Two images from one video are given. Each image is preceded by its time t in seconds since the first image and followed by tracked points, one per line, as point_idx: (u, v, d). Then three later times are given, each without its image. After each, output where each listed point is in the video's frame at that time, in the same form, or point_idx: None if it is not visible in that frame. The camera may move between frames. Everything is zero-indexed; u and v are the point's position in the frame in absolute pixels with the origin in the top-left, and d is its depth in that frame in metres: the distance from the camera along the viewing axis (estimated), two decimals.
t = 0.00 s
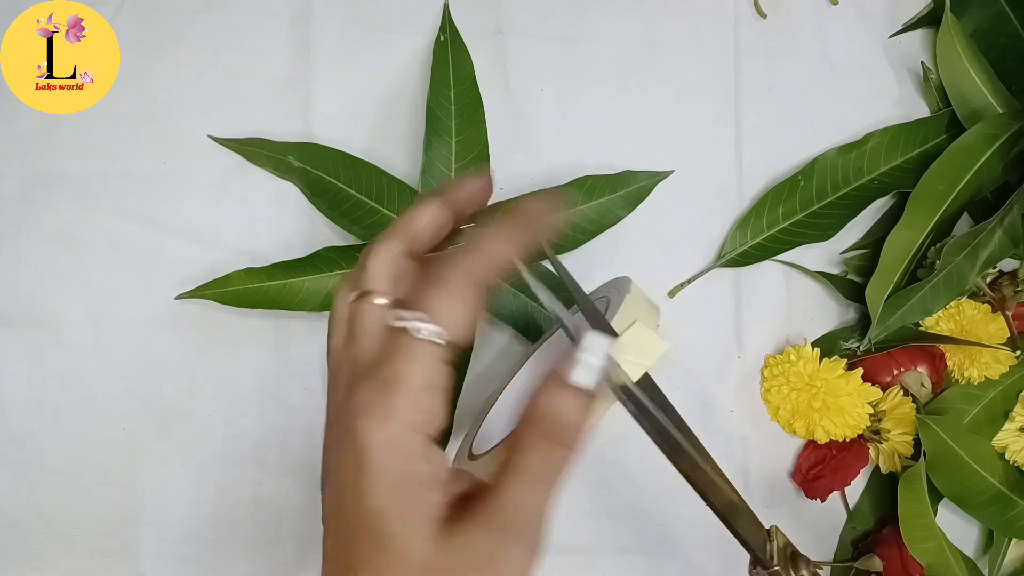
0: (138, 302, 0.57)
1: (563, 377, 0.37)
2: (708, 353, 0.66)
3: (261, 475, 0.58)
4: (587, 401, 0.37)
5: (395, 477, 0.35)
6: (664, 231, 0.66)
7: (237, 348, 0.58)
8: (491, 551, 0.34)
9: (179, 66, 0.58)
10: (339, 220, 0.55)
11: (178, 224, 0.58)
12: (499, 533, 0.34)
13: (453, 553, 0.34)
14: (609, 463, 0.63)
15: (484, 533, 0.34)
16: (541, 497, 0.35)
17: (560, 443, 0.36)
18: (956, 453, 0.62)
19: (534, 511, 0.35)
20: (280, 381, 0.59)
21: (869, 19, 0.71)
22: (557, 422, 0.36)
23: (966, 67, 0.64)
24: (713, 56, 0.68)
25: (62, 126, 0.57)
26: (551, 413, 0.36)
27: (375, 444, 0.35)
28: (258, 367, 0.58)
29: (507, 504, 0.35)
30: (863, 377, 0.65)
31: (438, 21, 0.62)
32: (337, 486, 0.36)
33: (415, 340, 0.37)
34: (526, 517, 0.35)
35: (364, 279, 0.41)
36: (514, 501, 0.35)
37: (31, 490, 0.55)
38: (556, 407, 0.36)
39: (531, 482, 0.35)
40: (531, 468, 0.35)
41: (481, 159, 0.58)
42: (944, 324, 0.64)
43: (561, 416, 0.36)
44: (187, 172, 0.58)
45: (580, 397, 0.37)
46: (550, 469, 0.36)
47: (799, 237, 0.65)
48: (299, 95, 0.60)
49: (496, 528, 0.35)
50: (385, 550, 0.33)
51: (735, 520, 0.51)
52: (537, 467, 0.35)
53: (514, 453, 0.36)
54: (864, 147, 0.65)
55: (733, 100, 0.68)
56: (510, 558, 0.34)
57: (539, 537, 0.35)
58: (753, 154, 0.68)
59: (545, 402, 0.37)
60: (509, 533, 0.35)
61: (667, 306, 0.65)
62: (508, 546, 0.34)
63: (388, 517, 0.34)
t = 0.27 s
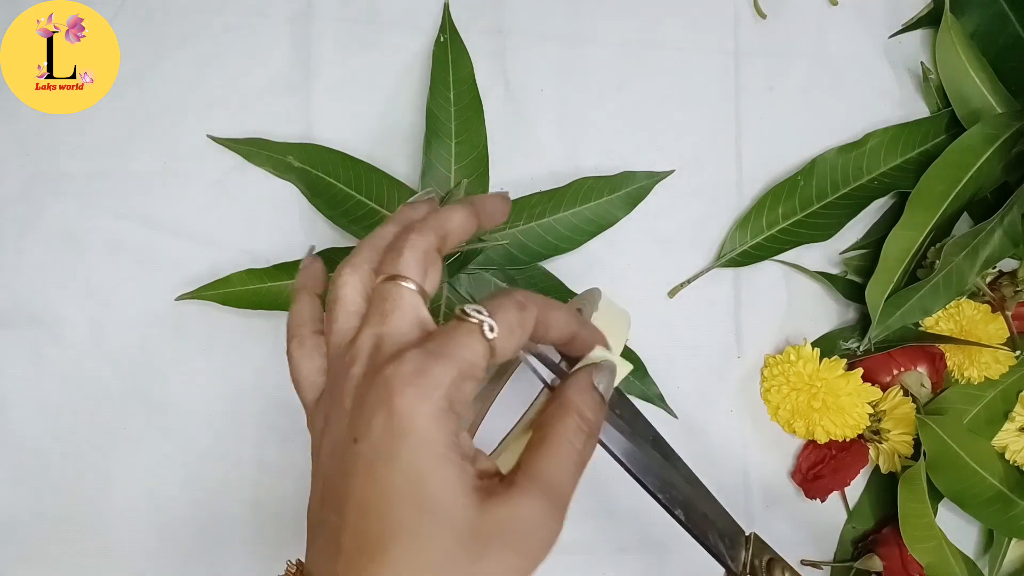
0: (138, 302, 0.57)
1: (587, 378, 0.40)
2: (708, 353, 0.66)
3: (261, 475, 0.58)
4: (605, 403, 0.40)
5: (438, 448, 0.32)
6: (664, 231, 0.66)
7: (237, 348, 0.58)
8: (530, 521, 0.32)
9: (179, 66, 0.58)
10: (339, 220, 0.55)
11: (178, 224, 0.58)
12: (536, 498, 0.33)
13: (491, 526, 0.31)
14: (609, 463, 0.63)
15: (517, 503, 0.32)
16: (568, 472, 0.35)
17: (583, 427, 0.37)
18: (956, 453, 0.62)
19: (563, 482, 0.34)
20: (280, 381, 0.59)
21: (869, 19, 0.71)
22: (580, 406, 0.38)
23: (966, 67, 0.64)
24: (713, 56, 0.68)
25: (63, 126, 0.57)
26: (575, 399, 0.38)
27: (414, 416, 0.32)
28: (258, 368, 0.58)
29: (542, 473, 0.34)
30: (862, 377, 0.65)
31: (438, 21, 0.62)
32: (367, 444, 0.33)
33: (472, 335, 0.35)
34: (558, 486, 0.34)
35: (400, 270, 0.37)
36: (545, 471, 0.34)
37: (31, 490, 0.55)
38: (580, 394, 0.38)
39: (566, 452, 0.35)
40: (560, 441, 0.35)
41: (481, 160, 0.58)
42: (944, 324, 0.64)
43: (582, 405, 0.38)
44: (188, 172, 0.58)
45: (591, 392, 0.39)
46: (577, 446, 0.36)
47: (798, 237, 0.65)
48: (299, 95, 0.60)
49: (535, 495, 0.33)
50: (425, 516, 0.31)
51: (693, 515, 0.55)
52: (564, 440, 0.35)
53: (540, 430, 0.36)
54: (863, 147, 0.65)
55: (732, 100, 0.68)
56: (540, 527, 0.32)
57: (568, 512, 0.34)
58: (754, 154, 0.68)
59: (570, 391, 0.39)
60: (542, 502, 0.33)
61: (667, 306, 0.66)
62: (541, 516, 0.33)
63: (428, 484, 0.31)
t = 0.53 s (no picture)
0: (138, 303, 0.57)
1: (572, 354, 0.41)
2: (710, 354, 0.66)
3: (262, 475, 0.58)
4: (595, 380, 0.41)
5: (403, 424, 0.35)
6: (665, 231, 0.66)
7: (237, 349, 0.58)
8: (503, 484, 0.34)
9: (179, 66, 0.58)
10: (339, 220, 0.55)
11: (178, 225, 0.58)
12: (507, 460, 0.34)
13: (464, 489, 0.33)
14: (610, 463, 0.63)
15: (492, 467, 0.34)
16: (549, 440, 0.36)
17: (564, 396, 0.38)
18: (957, 452, 0.62)
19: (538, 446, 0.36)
20: (280, 381, 0.58)
21: (871, 18, 0.71)
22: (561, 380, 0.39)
23: (968, 67, 0.63)
24: (714, 55, 0.67)
25: (63, 126, 0.57)
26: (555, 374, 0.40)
27: (376, 398, 0.35)
28: (258, 368, 0.58)
29: (515, 441, 0.35)
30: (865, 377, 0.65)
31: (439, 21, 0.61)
32: (342, 427, 0.36)
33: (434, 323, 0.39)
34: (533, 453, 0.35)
35: (380, 274, 0.42)
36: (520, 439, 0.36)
37: (30, 491, 0.55)
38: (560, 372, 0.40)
39: (541, 423, 0.36)
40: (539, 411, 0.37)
41: (481, 160, 0.58)
42: (946, 324, 0.64)
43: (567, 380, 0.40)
44: (187, 172, 0.58)
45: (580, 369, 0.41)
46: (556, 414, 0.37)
47: (799, 236, 0.65)
48: (299, 95, 0.59)
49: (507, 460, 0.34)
50: (397, 489, 0.33)
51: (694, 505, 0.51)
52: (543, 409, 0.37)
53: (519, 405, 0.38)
54: (864, 146, 0.65)
55: (734, 99, 0.68)
56: (512, 488, 0.34)
57: (548, 477, 0.35)
58: (755, 154, 0.68)
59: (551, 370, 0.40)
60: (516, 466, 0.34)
61: (668, 306, 0.65)
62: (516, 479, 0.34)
63: (398, 456, 0.34)
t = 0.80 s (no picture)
0: (138, 303, 0.57)
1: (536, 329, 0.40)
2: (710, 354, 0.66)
3: (262, 476, 0.58)
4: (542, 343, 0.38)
5: (354, 429, 0.38)
6: (665, 230, 0.66)
7: (237, 348, 0.58)
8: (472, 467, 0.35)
9: (179, 66, 0.58)
10: (339, 220, 0.55)
11: (178, 225, 0.58)
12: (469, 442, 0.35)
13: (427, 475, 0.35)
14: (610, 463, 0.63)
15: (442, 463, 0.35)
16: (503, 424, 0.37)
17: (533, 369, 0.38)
18: (958, 452, 0.62)
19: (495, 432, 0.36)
20: (280, 381, 0.58)
21: (871, 18, 0.71)
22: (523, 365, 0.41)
23: (968, 67, 0.63)
24: (714, 55, 0.67)
25: (63, 127, 0.57)
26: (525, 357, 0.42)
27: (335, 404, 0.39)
28: (258, 368, 0.58)
29: (457, 431, 0.36)
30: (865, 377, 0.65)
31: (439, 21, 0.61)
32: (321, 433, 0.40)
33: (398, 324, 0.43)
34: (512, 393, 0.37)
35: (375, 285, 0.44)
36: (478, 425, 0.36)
37: (30, 491, 0.55)
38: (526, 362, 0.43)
39: (489, 408, 0.37)
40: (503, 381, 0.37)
41: (481, 160, 0.58)
42: (947, 324, 0.64)
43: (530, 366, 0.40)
44: (188, 172, 0.58)
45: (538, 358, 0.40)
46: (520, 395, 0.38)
47: (799, 236, 0.65)
48: (299, 95, 0.59)
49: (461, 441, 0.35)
50: (336, 495, 0.36)
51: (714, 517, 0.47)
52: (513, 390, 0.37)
53: (472, 382, 0.39)
54: (864, 146, 0.65)
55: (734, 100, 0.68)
56: (477, 490, 0.34)
57: (478, 465, 0.35)
58: (755, 154, 0.68)
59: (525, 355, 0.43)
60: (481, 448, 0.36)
61: (668, 306, 0.65)
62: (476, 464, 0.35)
63: (345, 460, 0.37)
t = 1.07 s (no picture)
0: (139, 302, 0.57)
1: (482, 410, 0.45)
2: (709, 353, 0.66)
3: (262, 474, 0.58)
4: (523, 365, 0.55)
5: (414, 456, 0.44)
6: (663, 231, 0.66)
7: (238, 348, 0.58)
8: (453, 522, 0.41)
9: (179, 67, 0.58)
10: (340, 221, 0.55)
11: (178, 225, 0.58)
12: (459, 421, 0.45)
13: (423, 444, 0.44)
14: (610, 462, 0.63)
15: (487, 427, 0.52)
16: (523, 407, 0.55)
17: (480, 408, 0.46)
18: (955, 451, 0.63)
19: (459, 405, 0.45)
20: (281, 380, 0.59)
21: (869, 19, 0.71)
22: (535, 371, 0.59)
23: (965, 68, 0.64)
24: (712, 56, 0.68)
25: (63, 127, 0.57)
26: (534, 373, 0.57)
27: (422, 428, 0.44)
28: (258, 367, 0.58)
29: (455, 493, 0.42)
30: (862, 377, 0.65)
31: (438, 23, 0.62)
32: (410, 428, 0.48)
33: (450, 383, 0.45)
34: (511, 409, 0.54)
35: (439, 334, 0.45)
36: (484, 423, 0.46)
37: (31, 489, 0.55)
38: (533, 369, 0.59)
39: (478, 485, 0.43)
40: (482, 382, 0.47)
41: (481, 161, 0.59)
42: (944, 323, 0.64)
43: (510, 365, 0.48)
44: (188, 172, 0.58)
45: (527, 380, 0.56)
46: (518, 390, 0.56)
47: (798, 237, 0.65)
48: (300, 95, 0.60)
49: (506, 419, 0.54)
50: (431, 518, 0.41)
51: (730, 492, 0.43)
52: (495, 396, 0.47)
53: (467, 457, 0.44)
54: (862, 146, 0.66)
55: (732, 100, 0.68)
56: (458, 540, 0.41)
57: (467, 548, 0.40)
58: (754, 154, 0.68)
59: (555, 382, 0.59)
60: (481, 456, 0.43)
61: (667, 305, 0.66)
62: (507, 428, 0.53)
63: (426, 480, 0.43)
